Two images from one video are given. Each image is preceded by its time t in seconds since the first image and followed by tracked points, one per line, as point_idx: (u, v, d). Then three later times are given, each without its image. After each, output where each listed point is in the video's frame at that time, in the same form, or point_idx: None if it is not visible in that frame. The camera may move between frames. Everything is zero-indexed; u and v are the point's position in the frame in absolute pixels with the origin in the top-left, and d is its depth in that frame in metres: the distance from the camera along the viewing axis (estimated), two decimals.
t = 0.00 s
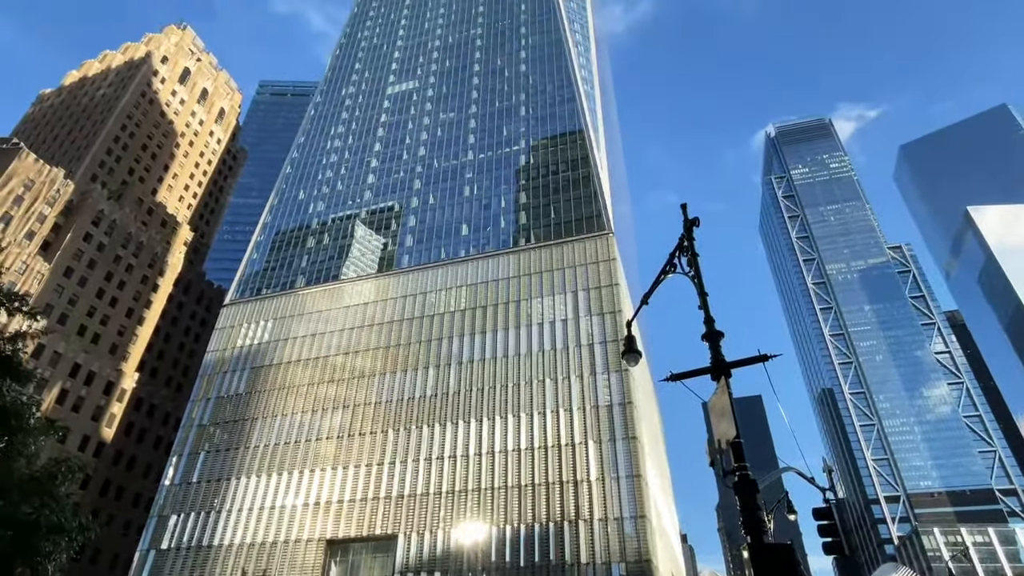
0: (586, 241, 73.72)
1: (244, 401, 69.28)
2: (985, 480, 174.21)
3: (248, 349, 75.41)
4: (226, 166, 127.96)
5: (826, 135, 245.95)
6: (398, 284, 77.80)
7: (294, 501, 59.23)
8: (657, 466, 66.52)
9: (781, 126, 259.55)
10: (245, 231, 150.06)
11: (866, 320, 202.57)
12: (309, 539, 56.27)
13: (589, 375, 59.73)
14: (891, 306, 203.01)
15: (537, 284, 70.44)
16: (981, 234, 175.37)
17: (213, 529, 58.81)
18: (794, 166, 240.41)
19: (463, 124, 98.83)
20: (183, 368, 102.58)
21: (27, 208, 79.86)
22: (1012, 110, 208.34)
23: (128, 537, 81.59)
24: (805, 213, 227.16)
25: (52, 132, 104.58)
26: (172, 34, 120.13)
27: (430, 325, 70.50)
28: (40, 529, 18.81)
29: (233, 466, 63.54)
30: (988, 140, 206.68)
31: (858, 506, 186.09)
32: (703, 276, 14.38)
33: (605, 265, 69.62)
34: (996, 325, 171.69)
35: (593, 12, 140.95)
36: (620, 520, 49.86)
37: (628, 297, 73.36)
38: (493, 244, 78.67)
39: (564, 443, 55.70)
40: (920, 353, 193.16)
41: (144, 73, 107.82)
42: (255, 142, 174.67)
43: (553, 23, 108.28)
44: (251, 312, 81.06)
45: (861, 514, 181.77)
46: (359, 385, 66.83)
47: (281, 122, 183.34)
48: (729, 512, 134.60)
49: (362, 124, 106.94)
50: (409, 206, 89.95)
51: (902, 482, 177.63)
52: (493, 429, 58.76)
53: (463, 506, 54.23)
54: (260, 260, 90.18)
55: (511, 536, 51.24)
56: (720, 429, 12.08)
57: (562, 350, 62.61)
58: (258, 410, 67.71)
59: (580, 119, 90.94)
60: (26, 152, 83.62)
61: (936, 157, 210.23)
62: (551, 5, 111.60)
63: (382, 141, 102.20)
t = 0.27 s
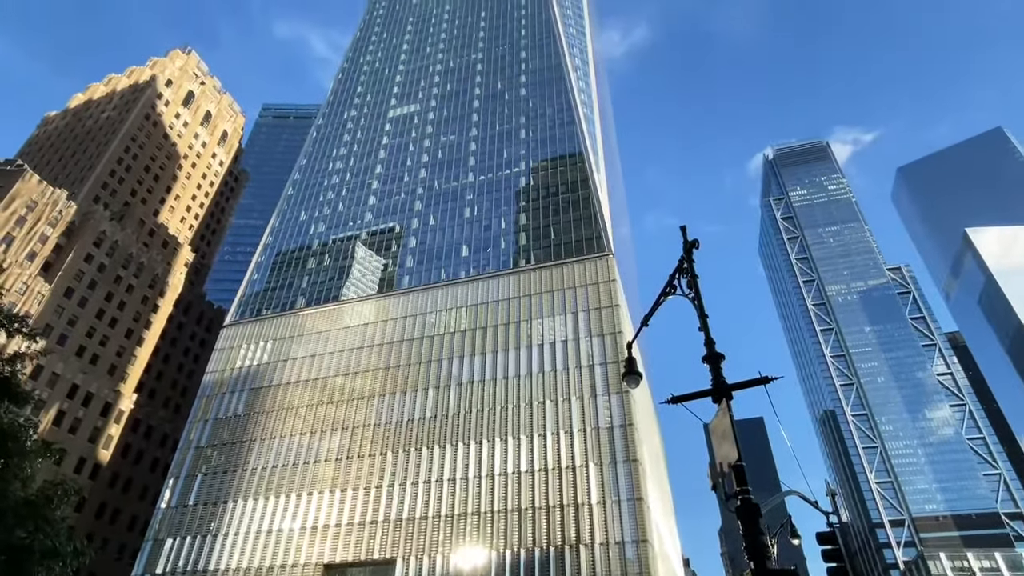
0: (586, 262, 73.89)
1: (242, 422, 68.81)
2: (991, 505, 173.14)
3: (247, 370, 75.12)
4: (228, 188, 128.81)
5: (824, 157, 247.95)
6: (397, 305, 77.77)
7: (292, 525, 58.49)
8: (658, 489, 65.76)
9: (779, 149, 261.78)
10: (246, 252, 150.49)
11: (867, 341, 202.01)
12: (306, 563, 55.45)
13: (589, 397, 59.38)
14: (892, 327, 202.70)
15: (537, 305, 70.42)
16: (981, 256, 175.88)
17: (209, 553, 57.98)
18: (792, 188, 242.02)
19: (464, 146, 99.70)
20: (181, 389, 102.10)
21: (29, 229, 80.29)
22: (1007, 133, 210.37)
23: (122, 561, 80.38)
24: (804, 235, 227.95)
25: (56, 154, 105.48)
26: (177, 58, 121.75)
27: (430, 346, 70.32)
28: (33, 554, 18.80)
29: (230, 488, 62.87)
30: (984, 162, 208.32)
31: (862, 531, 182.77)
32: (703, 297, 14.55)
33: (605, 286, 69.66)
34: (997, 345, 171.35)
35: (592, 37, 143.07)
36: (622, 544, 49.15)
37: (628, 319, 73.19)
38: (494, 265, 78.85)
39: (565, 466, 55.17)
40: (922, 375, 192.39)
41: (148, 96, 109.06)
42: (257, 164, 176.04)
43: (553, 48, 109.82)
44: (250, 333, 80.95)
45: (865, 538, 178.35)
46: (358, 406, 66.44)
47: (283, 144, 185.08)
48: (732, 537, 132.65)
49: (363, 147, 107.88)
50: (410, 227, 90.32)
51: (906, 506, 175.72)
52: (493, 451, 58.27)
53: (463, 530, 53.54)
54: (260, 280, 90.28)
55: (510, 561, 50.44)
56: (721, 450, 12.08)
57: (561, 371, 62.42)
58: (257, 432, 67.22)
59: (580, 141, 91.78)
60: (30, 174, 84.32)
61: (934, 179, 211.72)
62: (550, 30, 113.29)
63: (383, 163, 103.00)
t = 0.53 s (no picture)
0: (586, 280, 73.99)
1: (240, 442, 68.32)
2: (996, 526, 171.38)
3: (246, 389, 74.80)
4: (230, 207, 129.46)
5: (822, 177, 249.51)
6: (397, 324, 77.70)
7: (289, 547, 57.73)
8: (660, 509, 65.10)
9: (777, 168, 263.47)
10: (247, 270, 150.67)
11: (868, 360, 201.29)
12: None
13: (590, 416, 59.07)
14: (892, 346, 202.24)
15: (537, 323, 70.36)
16: (980, 274, 176.19)
17: None
18: (791, 207, 243.17)
19: (464, 166, 100.37)
20: (179, 408, 101.53)
21: (30, 247, 80.41)
22: (1003, 153, 211.98)
23: None
24: (804, 253, 228.44)
25: (59, 173, 106.09)
26: (181, 79, 123.00)
27: (429, 365, 70.10)
28: None
29: (227, 509, 62.20)
30: (981, 181, 209.53)
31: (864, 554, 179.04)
32: (702, 316, 14.67)
33: (605, 304, 69.66)
34: (998, 363, 171.07)
35: (591, 60, 144.88)
36: (623, 566, 48.54)
37: (628, 338, 72.98)
38: (494, 284, 78.91)
39: (566, 486, 54.66)
40: (924, 394, 191.57)
41: (151, 117, 109.99)
42: (258, 183, 177.05)
43: (553, 69, 111.12)
44: (249, 351, 80.77)
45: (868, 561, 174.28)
46: (356, 426, 66.02)
47: (285, 164, 186.31)
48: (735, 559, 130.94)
49: (364, 166, 108.58)
50: (410, 246, 90.56)
51: (911, 527, 173.93)
52: (493, 471, 57.80)
53: (462, 552, 52.88)
54: (260, 299, 90.31)
55: None
56: (722, 470, 12.04)
57: (561, 390, 62.14)
58: (255, 452, 66.72)
59: (579, 161, 92.44)
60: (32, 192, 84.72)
61: (932, 199, 212.87)
62: (550, 52, 114.70)
63: (384, 183, 103.62)
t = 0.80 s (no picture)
0: (586, 298, 74.04)
1: (238, 460, 67.83)
2: (1002, 545, 169.31)
3: (245, 407, 74.45)
4: (231, 224, 129.95)
5: (821, 194, 250.67)
6: (397, 341, 77.55)
7: (285, 567, 56.96)
8: (662, 528, 64.45)
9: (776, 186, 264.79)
10: (247, 287, 150.76)
11: (870, 377, 200.63)
12: None
13: (590, 434, 58.75)
14: (893, 363, 201.67)
15: (537, 341, 70.29)
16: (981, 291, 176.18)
17: None
18: (790, 224, 244.03)
19: (465, 183, 100.92)
20: (178, 426, 100.94)
21: (31, 264, 80.56)
22: (1001, 171, 213.26)
23: None
24: (803, 271, 228.70)
25: (61, 190, 106.64)
26: (184, 98, 124.12)
27: (429, 383, 69.83)
28: None
29: (224, 528, 61.55)
30: (979, 199, 210.32)
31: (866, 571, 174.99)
32: (703, 334, 14.71)
33: (605, 321, 69.63)
34: (999, 380, 170.45)
35: (591, 79, 146.41)
36: None
37: (629, 355, 72.72)
38: (494, 301, 78.96)
39: (566, 506, 54.15)
40: (926, 412, 190.56)
41: (154, 135, 110.83)
42: (260, 201, 177.88)
43: (553, 88, 112.20)
44: (249, 368, 80.56)
45: None
46: (355, 444, 65.61)
47: (286, 181, 187.29)
48: None
49: (365, 184, 109.17)
50: (410, 263, 90.75)
51: (916, 547, 171.67)
52: (493, 490, 57.31)
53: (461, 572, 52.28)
54: (260, 316, 90.28)
55: None
56: (724, 489, 11.99)
57: (561, 408, 61.82)
58: (253, 470, 66.23)
59: (579, 180, 92.96)
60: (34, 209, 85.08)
61: (930, 216, 213.64)
62: (550, 72, 115.95)
63: (385, 200, 104.15)
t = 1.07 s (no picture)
0: (586, 315, 74.02)
1: (236, 478, 67.26)
2: (1008, 566, 166.97)
3: (243, 424, 74.00)
4: (232, 241, 130.35)
5: (820, 212, 251.71)
6: (397, 358, 77.35)
7: None
8: (663, 548, 63.76)
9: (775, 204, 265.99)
10: (247, 305, 150.60)
11: (871, 395, 199.76)
12: None
13: (591, 452, 58.35)
14: (895, 381, 200.91)
15: (537, 357, 70.14)
16: (981, 308, 176.17)
17: None
18: (790, 242, 244.76)
19: (466, 201, 101.33)
20: (176, 444, 100.19)
21: (31, 280, 80.62)
22: (999, 189, 214.28)
23: None
24: (803, 288, 228.80)
25: (63, 207, 107.10)
26: (187, 116, 125.09)
27: (429, 400, 69.50)
28: None
29: (221, 547, 60.84)
30: (978, 217, 211.05)
31: None
32: (703, 352, 14.74)
33: (606, 338, 69.54)
34: (1002, 398, 169.57)
35: (591, 99, 147.85)
36: None
37: (629, 373, 72.34)
38: (494, 318, 78.94)
39: (567, 525, 53.53)
40: (929, 430, 189.35)
41: (157, 153, 111.58)
42: (261, 218, 178.56)
43: (553, 108, 113.22)
44: (248, 386, 80.24)
45: None
46: (354, 462, 65.09)
47: (288, 199, 188.11)
48: None
49: (366, 201, 109.70)
50: (411, 280, 90.86)
51: (921, 568, 170.36)
52: (492, 509, 56.72)
53: None
54: (260, 333, 90.15)
55: None
56: (725, 509, 11.99)
57: (562, 426, 61.44)
58: (251, 488, 65.65)
59: (579, 197, 93.41)
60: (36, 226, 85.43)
61: (929, 234, 214.44)
62: (550, 91, 117.13)
63: (386, 217, 104.59)
